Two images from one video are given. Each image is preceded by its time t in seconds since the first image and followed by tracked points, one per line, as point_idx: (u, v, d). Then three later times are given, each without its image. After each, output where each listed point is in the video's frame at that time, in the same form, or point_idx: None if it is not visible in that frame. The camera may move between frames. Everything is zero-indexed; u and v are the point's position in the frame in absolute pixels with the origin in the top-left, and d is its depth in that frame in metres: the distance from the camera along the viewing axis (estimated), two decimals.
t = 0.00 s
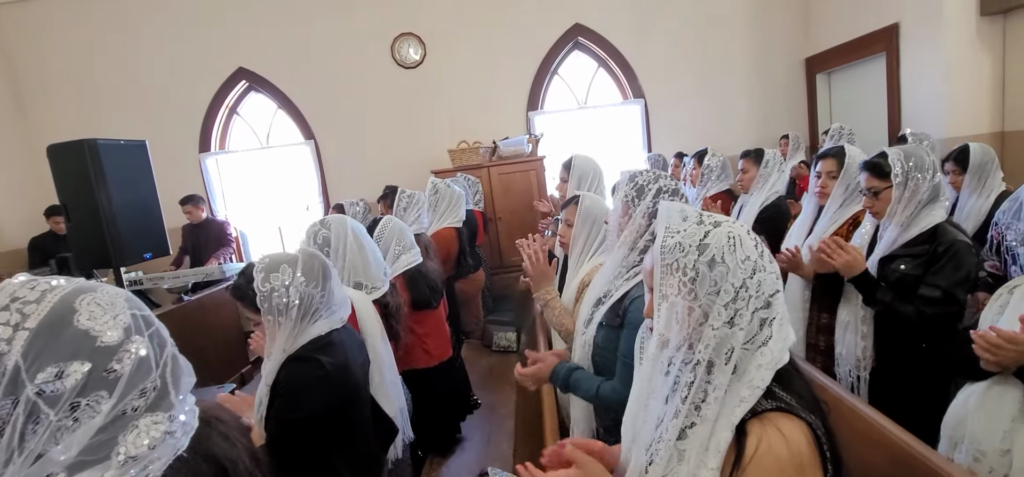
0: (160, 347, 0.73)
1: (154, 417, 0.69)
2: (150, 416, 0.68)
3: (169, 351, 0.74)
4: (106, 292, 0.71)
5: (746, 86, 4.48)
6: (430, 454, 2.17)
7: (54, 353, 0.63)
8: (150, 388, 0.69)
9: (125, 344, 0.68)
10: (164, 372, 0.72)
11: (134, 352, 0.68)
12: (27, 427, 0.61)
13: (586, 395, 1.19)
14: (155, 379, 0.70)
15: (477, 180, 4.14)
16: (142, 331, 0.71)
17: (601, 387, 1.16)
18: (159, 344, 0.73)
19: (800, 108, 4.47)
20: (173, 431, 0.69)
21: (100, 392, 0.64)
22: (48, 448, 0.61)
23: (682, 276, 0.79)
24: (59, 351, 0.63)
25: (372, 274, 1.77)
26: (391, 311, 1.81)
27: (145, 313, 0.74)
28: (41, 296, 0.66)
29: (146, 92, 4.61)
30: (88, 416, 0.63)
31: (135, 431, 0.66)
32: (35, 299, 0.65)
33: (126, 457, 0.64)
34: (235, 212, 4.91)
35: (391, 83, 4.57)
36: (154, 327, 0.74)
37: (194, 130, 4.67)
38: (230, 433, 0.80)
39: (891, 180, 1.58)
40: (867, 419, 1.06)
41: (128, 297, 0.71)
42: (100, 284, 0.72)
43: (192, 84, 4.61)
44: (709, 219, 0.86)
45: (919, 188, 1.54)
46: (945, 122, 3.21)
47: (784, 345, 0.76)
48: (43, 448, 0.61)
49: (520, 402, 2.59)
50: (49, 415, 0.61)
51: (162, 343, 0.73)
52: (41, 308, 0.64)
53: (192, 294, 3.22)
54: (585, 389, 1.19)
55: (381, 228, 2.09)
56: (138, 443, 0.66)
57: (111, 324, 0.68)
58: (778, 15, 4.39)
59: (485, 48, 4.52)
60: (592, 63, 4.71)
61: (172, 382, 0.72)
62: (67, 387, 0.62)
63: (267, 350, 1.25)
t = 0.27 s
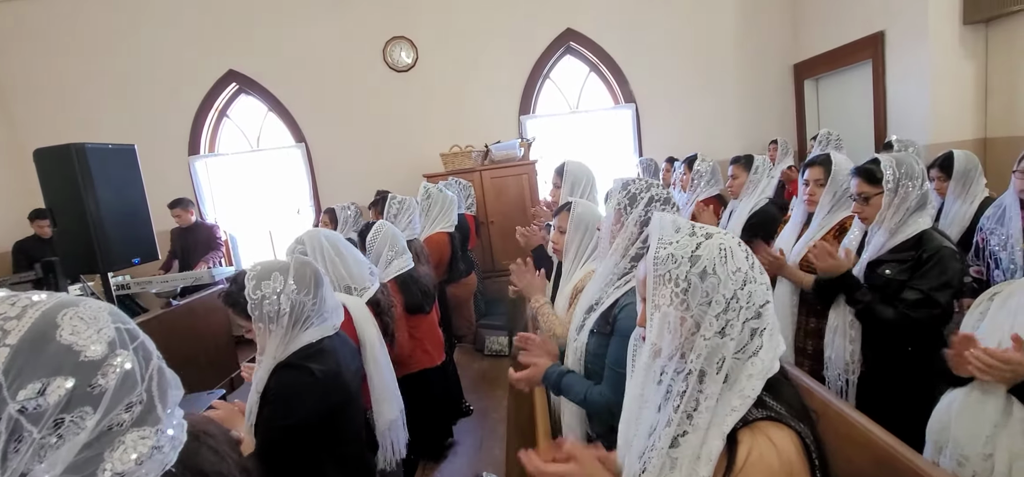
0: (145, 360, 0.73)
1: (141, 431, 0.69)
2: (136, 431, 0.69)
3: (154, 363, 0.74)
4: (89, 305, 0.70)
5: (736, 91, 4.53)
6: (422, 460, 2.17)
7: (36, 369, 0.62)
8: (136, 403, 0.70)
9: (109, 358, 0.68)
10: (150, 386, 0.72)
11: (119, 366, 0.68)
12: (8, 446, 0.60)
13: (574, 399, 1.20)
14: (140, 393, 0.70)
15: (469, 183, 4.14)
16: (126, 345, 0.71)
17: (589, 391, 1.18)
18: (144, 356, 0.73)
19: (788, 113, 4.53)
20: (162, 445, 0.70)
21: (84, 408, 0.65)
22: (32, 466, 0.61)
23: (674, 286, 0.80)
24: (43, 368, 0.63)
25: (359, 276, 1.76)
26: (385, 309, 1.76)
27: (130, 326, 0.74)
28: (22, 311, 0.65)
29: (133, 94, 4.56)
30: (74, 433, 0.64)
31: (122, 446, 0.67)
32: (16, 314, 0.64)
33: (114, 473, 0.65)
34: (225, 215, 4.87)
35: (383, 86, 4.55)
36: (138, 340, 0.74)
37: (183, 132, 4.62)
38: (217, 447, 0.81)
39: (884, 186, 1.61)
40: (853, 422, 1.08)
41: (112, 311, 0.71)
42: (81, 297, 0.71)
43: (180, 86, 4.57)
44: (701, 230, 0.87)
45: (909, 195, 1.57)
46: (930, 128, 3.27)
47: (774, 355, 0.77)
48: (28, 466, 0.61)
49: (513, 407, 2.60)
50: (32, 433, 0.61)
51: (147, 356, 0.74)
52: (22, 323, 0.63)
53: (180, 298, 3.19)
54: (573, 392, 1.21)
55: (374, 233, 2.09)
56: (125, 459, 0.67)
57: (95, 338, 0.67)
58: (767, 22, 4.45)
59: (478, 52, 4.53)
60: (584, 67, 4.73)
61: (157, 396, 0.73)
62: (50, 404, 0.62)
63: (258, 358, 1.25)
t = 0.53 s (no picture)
0: (124, 377, 0.73)
1: (120, 450, 0.69)
2: (115, 450, 0.69)
3: (133, 379, 0.74)
4: (62, 323, 0.69)
5: (720, 97, 4.59)
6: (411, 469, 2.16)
7: (10, 390, 0.62)
8: (114, 420, 0.69)
9: (86, 375, 0.67)
10: (129, 402, 0.72)
11: (96, 382, 0.67)
12: None
13: (568, 414, 1.20)
14: (118, 411, 0.70)
15: (458, 188, 4.14)
16: (103, 361, 0.70)
17: (583, 405, 1.18)
18: (122, 373, 0.73)
19: (772, 119, 4.60)
20: (144, 462, 0.71)
21: (61, 427, 0.64)
22: None
23: (660, 299, 0.82)
24: (16, 388, 0.62)
25: (340, 283, 1.74)
26: (369, 315, 1.74)
27: (107, 343, 0.73)
28: None
29: (116, 97, 4.50)
30: (50, 452, 0.63)
31: (101, 465, 0.67)
32: None
33: None
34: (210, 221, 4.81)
35: (371, 91, 4.54)
36: (115, 356, 0.73)
37: (168, 136, 4.57)
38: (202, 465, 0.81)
39: (869, 193, 1.64)
40: (839, 430, 1.09)
41: (87, 327, 0.70)
42: (56, 315, 0.70)
43: (165, 90, 4.52)
44: (686, 244, 0.88)
45: (892, 203, 1.60)
46: (909, 135, 3.34)
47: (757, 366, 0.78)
48: None
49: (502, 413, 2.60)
50: (7, 454, 0.61)
51: (125, 373, 0.73)
52: None
53: (165, 306, 3.15)
54: (567, 407, 1.21)
55: (366, 242, 2.10)
56: None
57: (70, 355, 0.66)
58: (751, 29, 4.51)
59: (466, 57, 4.54)
60: (572, 73, 4.76)
61: (137, 413, 0.72)
62: (24, 424, 0.62)
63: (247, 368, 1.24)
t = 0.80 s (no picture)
0: (104, 394, 0.75)
1: (99, 467, 0.71)
2: (94, 467, 0.71)
3: (114, 396, 0.76)
4: (41, 339, 0.71)
5: (708, 101, 4.63)
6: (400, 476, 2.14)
7: None
8: (93, 438, 0.71)
9: (64, 393, 0.69)
10: (109, 420, 0.74)
11: (74, 401, 0.69)
12: None
13: (551, 409, 1.22)
14: (97, 428, 0.72)
15: (447, 192, 4.13)
16: (83, 378, 0.73)
17: (567, 403, 1.19)
18: (102, 390, 0.75)
19: (758, 123, 4.65)
20: None
21: (38, 446, 0.66)
22: None
23: (648, 307, 0.82)
24: None
25: (324, 289, 1.73)
26: (352, 320, 1.71)
27: (88, 359, 0.75)
28: None
29: (99, 100, 4.43)
30: (27, 471, 0.65)
31: None
32: None
33: None
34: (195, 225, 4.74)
35: (359, 94, 4.52)
36: (95, 373, 0.75)
37: (152, 140, 4.51)
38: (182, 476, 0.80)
39: (855, 196, 1.66)
40: (826, 432, 1.10)
41: (67, 344, 0.72)
42: (37, 332, 0.73)
43: (149, 93, 4.46)
44: (674, 251, 0.89)
45: (875, 208, 1.62)
46: (891, 138, 3.40)
47: (745, 373, 0.78)
48: None
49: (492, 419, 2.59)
50: None
51: (105, 390, 0.75)
52: None
53: (148, 312, 3.10)
54: (549, 402, 1.23)
55: (359, 247, 2.05)
56: None
57: (48, 373, 0.69)
58: (737, 34, 4.57)
59: (454, 60, 4.53)
60: (560, 76, 4.78)
61: (117, 430, 0.75)
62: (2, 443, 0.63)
63: (233, 377, 1.22)
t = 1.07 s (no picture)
0: (81, 404, 0.76)
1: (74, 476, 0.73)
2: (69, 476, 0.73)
3: (91, 406, 0.77)
4: (14, 349, 0.73)
5: (696, 104, 4.67)
6: None
7: None
8: (68, 447, 0.73)
9: (36, 403, 0.70)
10: (85, 430, 0.76)
11: (47, 410, 0.71)
12: None
13: (549, 426, 1.21)
14: (72, 438, 0.74)
15: (437, 195, 4.12)
16: (58, 388, 0.74)
17: (563, 416, 1.19)
18: (78, 399, 0.76)
19: (745, 126, 4.70)
20: None
21: (11, 457, 0.67)
22: None
23: (632, 311, 0.83)
24: None
25: (308, 294, 1.72)
26: (339, 323, 1.71)
27: (62, 368, 0.77)
28: None
29: (83, 101, 4.37)
30: None
31: None
32: None
33: None
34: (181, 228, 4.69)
35: (348, 96, 4.50)
36: (71, 381, 0.77)
37: (137, 141, 4.45)
38: None
39: (836, 199, 1.69)
40: (809, 433, 1.12)
41: (40, 353, 0.74)
42: (9, 342, 0.74)
43: (135, 94, 4.41)
44: (657, 256, 0.90)
45: (857, 212, 1.65)
46: (874, 142, 3.46)
47: (727, 376, 0.79)
48: None
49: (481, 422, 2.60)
50: None
51: (83, 400, 0.77)
52: None
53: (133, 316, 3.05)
54: (546, 419, 1.22)
55: (352, 250, 2.02)
56: None
57: (22, 382, 0.70)
58: (724, 38, 4.62)
59: (444, 62, 4.53)
60: (550, 79, 4.79)
61: (93, 439, 0.77)
62: None
63: (222, 384, 1.21)
